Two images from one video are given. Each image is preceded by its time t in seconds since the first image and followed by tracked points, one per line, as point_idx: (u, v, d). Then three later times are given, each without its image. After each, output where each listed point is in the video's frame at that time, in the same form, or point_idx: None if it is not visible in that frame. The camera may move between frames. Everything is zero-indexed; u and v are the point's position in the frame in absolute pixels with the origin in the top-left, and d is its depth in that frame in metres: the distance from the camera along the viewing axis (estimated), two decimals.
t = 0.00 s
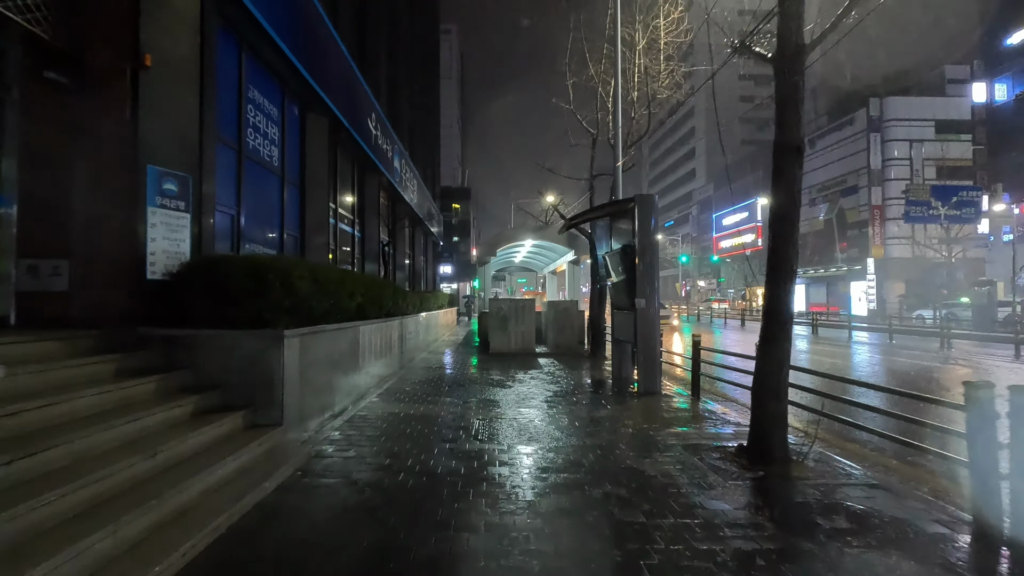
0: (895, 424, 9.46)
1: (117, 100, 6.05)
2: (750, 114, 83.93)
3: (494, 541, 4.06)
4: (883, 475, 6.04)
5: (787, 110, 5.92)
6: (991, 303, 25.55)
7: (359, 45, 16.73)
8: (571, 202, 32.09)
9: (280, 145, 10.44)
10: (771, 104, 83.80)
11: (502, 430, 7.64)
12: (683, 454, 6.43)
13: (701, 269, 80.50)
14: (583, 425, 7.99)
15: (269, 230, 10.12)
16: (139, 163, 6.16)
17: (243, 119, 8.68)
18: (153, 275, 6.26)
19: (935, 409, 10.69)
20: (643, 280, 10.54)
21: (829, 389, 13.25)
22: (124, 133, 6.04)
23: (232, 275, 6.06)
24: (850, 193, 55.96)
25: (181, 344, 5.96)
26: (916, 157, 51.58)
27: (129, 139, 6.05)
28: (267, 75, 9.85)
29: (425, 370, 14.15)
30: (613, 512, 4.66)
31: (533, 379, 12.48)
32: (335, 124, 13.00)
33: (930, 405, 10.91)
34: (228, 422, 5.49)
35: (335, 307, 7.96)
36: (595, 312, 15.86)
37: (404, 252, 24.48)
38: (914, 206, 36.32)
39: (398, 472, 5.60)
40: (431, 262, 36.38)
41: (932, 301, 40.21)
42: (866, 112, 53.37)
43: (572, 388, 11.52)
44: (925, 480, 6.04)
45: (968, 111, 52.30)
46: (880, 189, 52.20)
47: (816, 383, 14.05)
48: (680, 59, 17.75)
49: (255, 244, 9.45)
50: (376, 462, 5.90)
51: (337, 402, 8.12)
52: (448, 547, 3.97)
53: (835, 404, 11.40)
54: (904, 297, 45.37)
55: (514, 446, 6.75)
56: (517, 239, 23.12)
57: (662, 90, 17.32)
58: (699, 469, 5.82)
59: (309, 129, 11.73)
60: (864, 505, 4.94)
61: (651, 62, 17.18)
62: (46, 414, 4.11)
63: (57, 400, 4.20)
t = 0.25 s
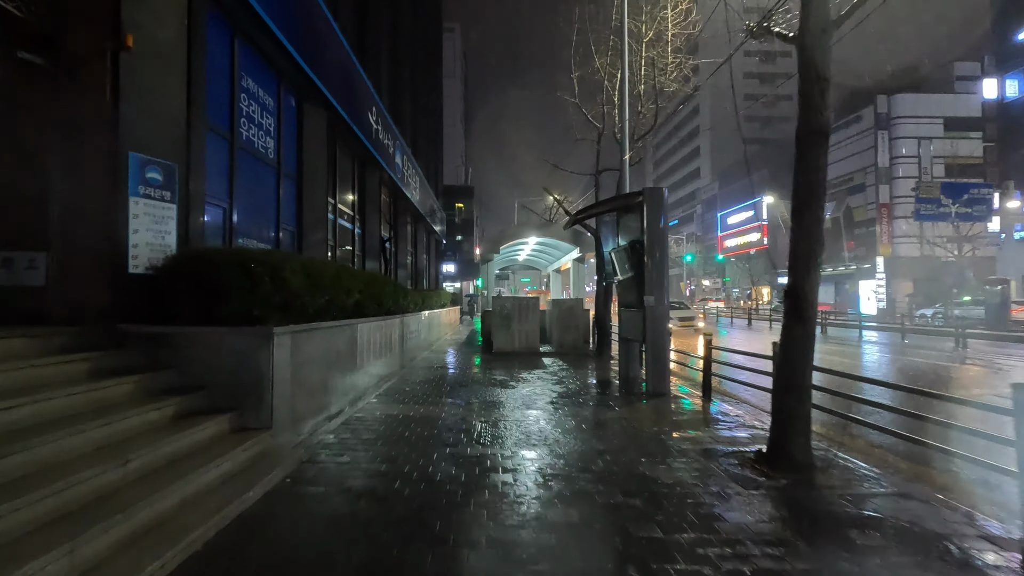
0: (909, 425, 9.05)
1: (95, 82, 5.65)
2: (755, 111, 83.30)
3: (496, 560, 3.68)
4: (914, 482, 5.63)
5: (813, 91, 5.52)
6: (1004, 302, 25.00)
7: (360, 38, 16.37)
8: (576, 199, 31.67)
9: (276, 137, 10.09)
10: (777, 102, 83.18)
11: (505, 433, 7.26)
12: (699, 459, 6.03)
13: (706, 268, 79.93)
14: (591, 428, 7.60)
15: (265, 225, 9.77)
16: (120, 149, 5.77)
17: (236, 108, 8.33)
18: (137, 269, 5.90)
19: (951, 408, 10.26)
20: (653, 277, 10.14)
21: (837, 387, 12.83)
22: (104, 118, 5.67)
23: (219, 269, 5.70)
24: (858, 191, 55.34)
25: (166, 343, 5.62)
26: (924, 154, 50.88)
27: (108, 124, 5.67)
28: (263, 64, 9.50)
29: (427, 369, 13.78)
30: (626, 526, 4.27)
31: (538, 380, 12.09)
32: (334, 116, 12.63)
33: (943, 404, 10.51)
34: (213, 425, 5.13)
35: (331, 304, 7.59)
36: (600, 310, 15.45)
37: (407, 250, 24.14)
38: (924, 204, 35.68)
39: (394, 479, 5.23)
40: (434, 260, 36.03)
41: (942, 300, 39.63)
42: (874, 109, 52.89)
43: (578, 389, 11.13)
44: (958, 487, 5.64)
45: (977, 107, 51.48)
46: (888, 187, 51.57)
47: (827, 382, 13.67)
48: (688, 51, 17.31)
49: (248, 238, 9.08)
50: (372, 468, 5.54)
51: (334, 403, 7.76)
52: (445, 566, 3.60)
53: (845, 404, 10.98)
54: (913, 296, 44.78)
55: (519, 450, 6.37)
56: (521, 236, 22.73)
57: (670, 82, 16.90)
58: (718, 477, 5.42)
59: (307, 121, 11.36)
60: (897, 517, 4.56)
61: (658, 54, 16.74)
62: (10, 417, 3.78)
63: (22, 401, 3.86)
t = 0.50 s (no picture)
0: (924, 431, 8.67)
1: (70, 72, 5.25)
2: (757, 110, 83.04)
3: None
4: (944, 496, 5.26)
5: (841, 79, 5.12)
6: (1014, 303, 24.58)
7: (358, 32, 15.96)
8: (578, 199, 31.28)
9: (269, 132, 9.69)
10: (779, 101, 82.87)
11: (507, 444, 6.87)
12: (717, 475, 5.61)
13: (708, 268, 79.47)
14: (600, 437, 7.18)
15: (257, 224, 9.37)
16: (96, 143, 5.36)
17: (225, 102, 7.94)
18: (113, 271, 5.49)
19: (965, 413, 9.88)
20: (661, 279, 9.74)
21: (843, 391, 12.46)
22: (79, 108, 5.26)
23: (202, 271, 5.29)
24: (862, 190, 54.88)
25: (144, 350, 5.22)
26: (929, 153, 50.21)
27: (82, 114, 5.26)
28: (255, 56, 9.10)
29: (427, 373, 13.37)
30: (643, 555, 3.88)
31: (541, 384, 11.69)
32: (330, 110, 12.19)
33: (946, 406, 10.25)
34: (194, 440, 4.74)
35: (324, 307, 7.18)
36: (605, 312, 15.05)
37: (407, 249, 23.73)
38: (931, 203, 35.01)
39: (389, 500, 4.83)
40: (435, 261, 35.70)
41: (949, 301, 39.26)
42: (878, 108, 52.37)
43: (582, 393, 10.73)
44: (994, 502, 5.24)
45: (983, 106, 50.99)
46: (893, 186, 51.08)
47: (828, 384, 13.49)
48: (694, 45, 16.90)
49: (239, 238, 8.69)
50: (365, 486, 5.14)
51: (327, 412, 7.35)
52: None
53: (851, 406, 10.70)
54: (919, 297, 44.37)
55: (522, 464, 5.98)
56: (523, 235, 22.33)
57: (676, 78, 16.48)
58: (739, 496, 5.01)
59: (302, 116, 10.94)
60: (936, 542, 4.17)
61: (664, 48, 16.34)
62: None
63: None
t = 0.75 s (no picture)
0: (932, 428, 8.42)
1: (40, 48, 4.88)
2: (758, 109, 82.65)
3: None
4: (983, 505, 4.88)
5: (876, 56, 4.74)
6: (1023, 302, 24.21)
7: (357, 23, 15.58)
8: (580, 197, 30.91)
9: (263, 122, 9.30)
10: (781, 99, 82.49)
11: (509, 447, 6.48)
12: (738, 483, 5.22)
13: (709, 267, 78.99)
14: (609, 441, 6.78)
15: (249, 218, 8.98)
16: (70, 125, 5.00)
17: (214, 88, 7.55)
18: (88, 264, 5.12)
19: (973, 410, 9.64)
20: (671, 275, 9.34)
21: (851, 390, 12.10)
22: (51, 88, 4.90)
23: (184, 264, 4.92)
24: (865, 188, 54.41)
25: (122, 349, 4.84)
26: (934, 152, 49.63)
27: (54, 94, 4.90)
28: (247, 42, 8.71)
29: (428, 373, 12.97)
30: None
31: (544, 384, 11.31)
32: (327, 102, 11.81)
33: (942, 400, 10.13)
34: (173, 446, 4.35)
35: (318, 304, 6.80)
36: (610, 310, 14.67)
37: (407, 247, 23.33)
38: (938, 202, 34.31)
39: (386, 513, 4.44)
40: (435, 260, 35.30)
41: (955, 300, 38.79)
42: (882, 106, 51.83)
43: (587, 394, 10.34)
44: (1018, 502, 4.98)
45: (990, 103, 50.44)
46: (897, 185, 50.58)
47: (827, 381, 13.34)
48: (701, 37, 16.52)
49: (230, 232, 8.30)
50: (359, 496, 4.75)
51: (322, 415, 6.96)
52: None
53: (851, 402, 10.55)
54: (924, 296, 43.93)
55: (526, 470, 5.59)
56: (525, 233, 21.96)
57: (682, 72, 16.10)
58: (765, 508, 4.62)
59: (297, 107, 10.56)
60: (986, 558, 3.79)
61: (669, 41, 15.96)
62: None
63: None
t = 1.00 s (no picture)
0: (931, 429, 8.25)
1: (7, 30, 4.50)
2: (760, 109, 82.28)
3: None
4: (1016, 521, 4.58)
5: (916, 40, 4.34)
6: None
7: (356, 18, 15.19)
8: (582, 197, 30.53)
9: (255, 118, 8.91)
10: (783, 99, 82.12)
11: (512, 461, 6.10)
12: (763, 504, 4.81)
13: (711, 268, 78.57)
14: (618, 454, 6.39)
15: (240, 217, 8.62)
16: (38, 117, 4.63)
17: (202, 81, 7.19)
18: (58, 266, 4.80)
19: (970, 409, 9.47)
20: (682, 277, 8.92)
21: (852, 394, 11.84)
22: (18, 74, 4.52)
23: (161, 267, 4.53)
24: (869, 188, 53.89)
25: (94, 359, 4.45)
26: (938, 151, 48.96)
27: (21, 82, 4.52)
28: (237, 34, 8.34)
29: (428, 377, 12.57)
30: None
31: (547, 390, 10.93)
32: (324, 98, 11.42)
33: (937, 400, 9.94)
34: (146, 466, 3.96)
35: (310, 309, 6.41)
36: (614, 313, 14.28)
37: (407, 248, 22.94)
38: (945, 201, 33.48)
39: (380, 540, 4.04)
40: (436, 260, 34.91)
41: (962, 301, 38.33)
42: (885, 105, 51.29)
43: (593, 401, 9.94)
44: None
45: (996, 103, 49.97)
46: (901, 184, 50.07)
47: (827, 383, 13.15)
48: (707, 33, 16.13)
49: (219, 232, 7.91)
50: (351, 521, 4.35)
51: (314, 425, 6.57)
52: None
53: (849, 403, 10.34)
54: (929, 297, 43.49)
55: (531, 489, 5.21)
56: (527, 233, 21.58)
57: (689, 68, 15.71)
58: (796, 534, 4.21)
59: (292, 102, 10.17)
60: None
61: (675, 37, 15.59)
62: None
63: None
